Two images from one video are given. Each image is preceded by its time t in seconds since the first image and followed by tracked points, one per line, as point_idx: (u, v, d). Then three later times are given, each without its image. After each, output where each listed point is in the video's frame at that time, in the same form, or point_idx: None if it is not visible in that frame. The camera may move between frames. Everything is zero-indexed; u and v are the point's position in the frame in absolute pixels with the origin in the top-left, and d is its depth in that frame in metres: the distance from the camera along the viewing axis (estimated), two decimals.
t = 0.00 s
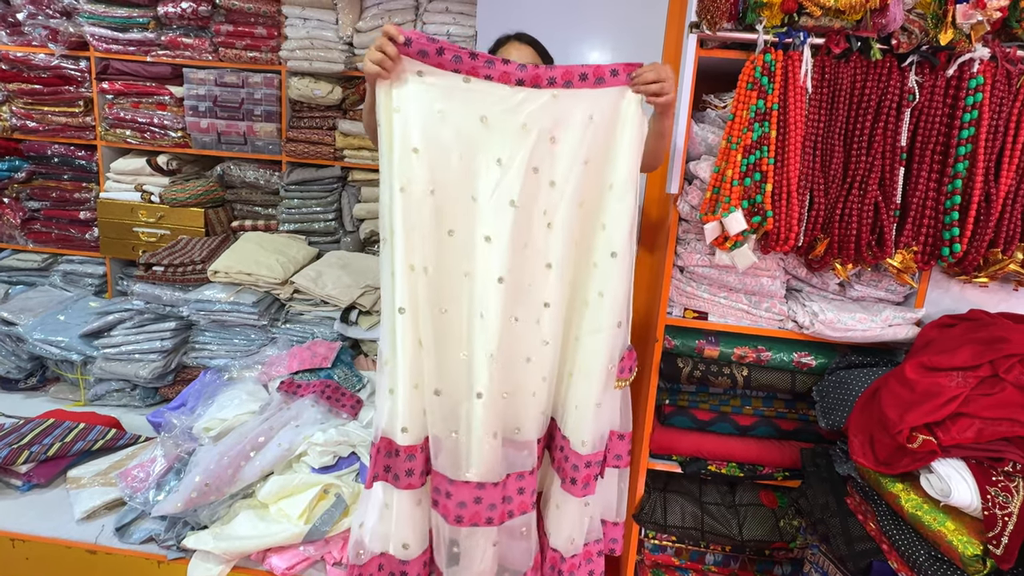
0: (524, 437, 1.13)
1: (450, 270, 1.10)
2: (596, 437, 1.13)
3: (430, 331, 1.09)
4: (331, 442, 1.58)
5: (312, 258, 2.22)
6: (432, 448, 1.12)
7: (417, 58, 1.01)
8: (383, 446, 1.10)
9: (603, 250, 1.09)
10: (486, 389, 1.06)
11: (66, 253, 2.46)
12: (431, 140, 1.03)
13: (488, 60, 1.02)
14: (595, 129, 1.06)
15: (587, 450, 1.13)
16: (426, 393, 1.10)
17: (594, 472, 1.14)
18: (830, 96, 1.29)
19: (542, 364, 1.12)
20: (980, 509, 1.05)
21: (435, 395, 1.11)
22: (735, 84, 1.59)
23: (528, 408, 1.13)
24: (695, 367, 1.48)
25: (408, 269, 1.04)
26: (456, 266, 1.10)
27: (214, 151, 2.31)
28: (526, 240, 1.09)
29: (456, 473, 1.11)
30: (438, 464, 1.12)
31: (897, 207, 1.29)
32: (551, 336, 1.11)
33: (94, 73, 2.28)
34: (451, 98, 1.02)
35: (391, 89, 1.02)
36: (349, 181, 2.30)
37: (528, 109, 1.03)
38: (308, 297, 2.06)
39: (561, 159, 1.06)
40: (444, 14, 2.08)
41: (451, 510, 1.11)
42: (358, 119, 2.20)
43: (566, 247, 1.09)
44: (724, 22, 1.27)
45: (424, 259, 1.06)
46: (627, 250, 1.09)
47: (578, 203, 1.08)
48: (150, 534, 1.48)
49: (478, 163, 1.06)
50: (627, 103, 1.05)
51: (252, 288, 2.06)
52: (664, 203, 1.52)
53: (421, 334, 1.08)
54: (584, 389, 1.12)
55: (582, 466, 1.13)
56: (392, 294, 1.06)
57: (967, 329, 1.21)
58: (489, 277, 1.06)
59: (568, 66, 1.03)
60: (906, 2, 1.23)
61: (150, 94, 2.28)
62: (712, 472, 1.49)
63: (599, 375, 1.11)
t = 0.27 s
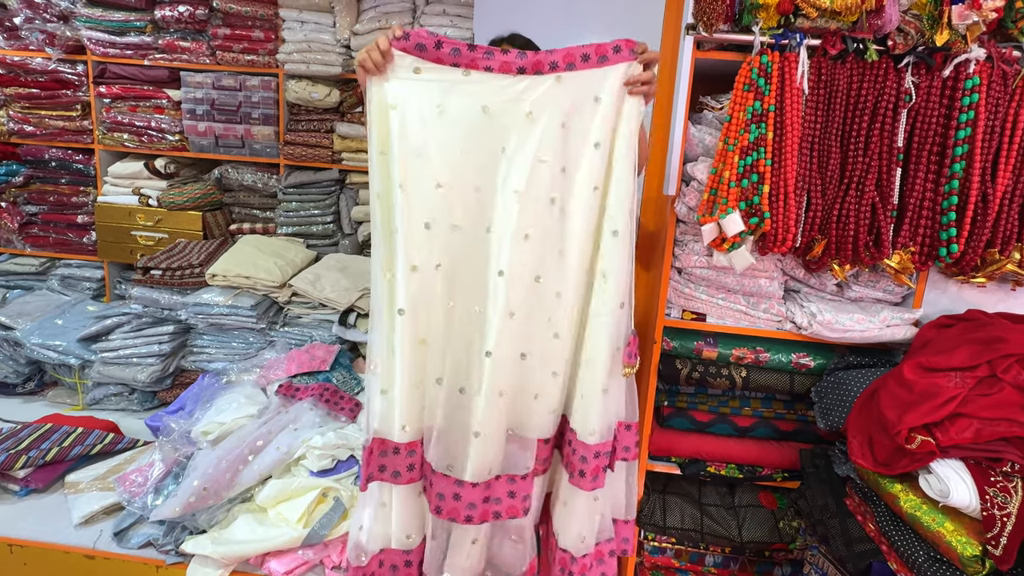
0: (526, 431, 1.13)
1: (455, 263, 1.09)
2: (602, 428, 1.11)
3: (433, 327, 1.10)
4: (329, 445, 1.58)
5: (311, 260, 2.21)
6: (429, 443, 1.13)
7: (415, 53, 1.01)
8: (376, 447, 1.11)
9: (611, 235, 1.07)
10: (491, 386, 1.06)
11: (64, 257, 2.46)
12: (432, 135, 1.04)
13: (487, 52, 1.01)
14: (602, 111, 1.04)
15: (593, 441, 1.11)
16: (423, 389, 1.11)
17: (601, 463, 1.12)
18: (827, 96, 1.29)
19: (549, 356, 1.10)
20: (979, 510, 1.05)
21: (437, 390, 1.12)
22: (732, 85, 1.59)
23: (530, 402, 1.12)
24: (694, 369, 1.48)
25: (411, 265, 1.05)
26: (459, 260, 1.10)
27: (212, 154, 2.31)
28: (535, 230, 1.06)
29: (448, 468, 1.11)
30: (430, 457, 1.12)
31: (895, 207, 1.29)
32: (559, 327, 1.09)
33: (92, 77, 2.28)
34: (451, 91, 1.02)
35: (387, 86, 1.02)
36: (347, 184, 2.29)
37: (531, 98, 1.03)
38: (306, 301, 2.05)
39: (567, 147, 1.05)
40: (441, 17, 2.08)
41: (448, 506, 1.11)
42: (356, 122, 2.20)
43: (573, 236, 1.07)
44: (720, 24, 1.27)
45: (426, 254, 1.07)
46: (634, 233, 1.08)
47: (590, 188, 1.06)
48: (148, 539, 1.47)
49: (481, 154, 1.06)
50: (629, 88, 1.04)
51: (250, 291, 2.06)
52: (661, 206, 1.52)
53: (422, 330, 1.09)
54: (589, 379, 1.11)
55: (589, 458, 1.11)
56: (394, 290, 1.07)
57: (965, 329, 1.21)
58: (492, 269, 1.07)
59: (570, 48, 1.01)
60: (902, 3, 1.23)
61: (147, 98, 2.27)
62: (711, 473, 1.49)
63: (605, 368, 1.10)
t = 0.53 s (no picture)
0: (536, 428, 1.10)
1: (454, 259, 1.09)
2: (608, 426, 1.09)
3: (433, 323, 1.11)
4: (327, 448, 1.57)
5: (309, 263, 2.21)
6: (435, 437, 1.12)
7: (408, 48, 1.01)
8: (383, 441, 1.11)
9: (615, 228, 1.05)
10: (493, 385, 1.04)
11: (62, 260, 2.46)
12: (427, 132, 1.03)
13: (481, 45, 1.00)
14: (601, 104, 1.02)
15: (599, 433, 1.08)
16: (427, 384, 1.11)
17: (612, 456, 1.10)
18: (823, 97, 1.29)
19: (549, 351, 1.10)
20: (977, 510, 1.05)
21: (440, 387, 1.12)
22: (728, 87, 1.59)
23: (535, 401, 1.10)
24: (692, 370, 1.48)
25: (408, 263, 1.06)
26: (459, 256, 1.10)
27: (210, 157, 2.31)
28: (535, 225, 1.03)
29: (455, 462, 1.11)
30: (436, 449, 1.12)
31: (891, 208, 1.29)
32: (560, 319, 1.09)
33: (89, 81, 2.28)
34: (445, 87, 1.01)
35: (381, 83, 1.03)
36: (346, 186, 2.29)
37: (526, 91, 1.00)
38: (304, 303, 2.05)
39: (566, 140, 1.02)
40: (438, 19, 2.08)
41: (456, 499, 1.10)
42: (354, 125, 2.21)
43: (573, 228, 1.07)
44: (717, 25, 1.27)
45: (423, 251, 1.07)
46: (639, 223, 1.06)
47: (593, 182, 1.05)
48: (146, 544, 1.47)
49: (478, 149, 1.05)
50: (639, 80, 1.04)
51: (248, 294, 2.05)
52: (659, 207, 1.52)
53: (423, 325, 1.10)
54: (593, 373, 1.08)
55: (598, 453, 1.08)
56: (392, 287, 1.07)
57: (963, 329, 1.22)
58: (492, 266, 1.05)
59: (566, 40, 0.98)
60: (898, 4, 1.23)
61: (145, 101, 2.27)
62: (710, 475, 1.49)
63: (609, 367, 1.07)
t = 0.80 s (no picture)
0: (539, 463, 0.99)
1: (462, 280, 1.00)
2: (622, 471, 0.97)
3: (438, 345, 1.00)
4: (325, 451, 1.57)
5: (307, 265, 2.21)
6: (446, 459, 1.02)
7: (431, 63, 0.91)
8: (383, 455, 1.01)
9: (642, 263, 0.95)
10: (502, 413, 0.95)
11: (60, 264, 2.46)
12: (444, 148, 0.94)
13: (505, 64, 0.90)
14: (625, 134, 0.92)
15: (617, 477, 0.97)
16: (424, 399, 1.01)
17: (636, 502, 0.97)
18: (819, 99, 1.29)
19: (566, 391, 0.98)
20: (974, 510, 1.05)
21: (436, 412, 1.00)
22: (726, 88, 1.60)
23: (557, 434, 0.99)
24: (690, 372, 1.49)
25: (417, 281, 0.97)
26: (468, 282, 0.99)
27: (207, 160, 2.31)
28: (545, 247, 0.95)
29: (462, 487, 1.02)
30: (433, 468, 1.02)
31: (888, 208, 1.30)
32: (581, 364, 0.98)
33: (86, 84, 2.28)
34: (462, 103, 0.92)
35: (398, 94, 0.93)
36: (343, 189, 2.30)
37: (547, 115, 0.91)
38: (303, 306, 2.06)
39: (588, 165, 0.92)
40: (435, 21, 2.08)
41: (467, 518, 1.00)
42: (351, 127, 2.21)
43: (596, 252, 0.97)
44: (713, 27, 1.28)
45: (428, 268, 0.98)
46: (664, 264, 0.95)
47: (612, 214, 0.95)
48: (144, 547, 1.48)
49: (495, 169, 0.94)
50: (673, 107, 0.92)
51: (246, 297, 2.05)
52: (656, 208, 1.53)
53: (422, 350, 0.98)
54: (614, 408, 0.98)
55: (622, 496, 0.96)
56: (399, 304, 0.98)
57: (959, 329, 1.22)
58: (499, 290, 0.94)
59: (593, 66, 0.89)
60: (893, 5, 1.23)
61: (143, 104, 2.28)
62: (708, 476, 1.50)
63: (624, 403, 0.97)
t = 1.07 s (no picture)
0: (545, 470, 0.87)
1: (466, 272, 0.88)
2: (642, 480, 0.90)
3: (443, 328, 0.89)
4: (324, 454, 1.57)
5: (305, 268, 2.21)
6: (442, 447, 0.89)
7: (474, 48, 0.80)
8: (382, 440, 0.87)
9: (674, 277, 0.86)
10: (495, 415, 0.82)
11: (57, 267, 2.45)
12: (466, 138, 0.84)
13: (545, 60, 0.79)
14: (658, 146, 0.83)
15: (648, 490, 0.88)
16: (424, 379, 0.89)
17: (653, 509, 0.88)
18: (815, 101, 1.30)
19: (587, 402, 0.87)
20: (970, 511, 1.06)
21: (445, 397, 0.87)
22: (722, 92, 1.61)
23: (578, 424, 0.88)
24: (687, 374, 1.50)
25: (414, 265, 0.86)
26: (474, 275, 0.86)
27: (205, 164, 2.31)
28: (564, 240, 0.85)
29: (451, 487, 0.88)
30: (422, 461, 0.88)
31: (884, 210, 1.30)
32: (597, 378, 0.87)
33: (85, 88, 2.28)
34: (488, 86, 0.81)
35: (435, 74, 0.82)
36: (342, 192, 2.30)
37: (581, 118, 0.81)
38: (301, 309, 2.05)
39: (618, 166, 0.84)
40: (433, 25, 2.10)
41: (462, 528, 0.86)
42: (350, 130, 2.22)
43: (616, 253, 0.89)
44: (708, 31, 1.29)
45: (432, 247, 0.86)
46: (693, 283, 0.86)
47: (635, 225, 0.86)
48: (141, 551, 1.48)
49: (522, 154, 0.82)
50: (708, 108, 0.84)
51: (244, 300, 2.05)
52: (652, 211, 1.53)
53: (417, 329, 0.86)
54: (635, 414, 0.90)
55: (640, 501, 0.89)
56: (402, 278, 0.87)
57: (955, 330, 1.22)
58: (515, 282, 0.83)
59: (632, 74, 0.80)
60: (889, 8, 1.24)
61: (141, 108, 2.28)
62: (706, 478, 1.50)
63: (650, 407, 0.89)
